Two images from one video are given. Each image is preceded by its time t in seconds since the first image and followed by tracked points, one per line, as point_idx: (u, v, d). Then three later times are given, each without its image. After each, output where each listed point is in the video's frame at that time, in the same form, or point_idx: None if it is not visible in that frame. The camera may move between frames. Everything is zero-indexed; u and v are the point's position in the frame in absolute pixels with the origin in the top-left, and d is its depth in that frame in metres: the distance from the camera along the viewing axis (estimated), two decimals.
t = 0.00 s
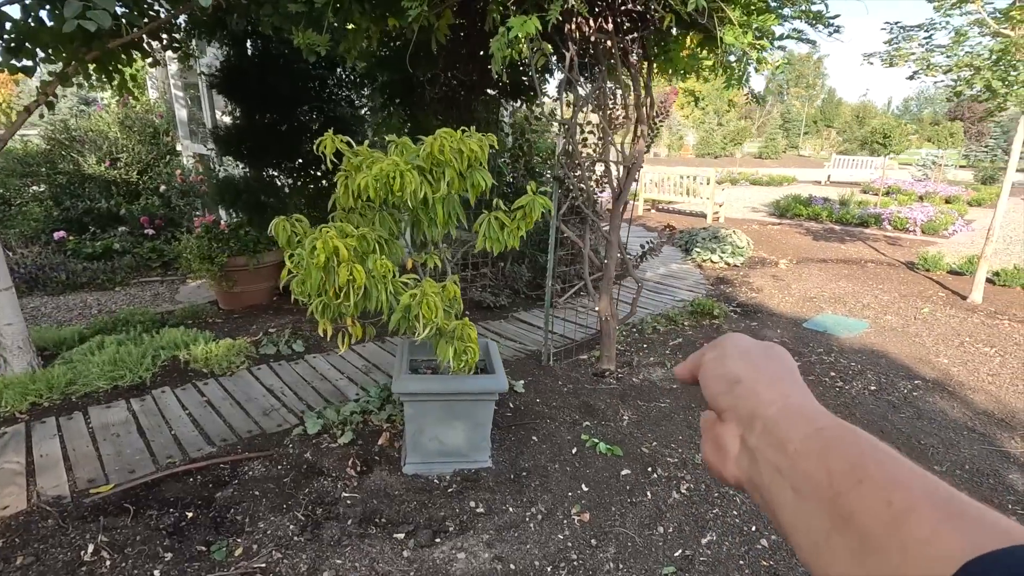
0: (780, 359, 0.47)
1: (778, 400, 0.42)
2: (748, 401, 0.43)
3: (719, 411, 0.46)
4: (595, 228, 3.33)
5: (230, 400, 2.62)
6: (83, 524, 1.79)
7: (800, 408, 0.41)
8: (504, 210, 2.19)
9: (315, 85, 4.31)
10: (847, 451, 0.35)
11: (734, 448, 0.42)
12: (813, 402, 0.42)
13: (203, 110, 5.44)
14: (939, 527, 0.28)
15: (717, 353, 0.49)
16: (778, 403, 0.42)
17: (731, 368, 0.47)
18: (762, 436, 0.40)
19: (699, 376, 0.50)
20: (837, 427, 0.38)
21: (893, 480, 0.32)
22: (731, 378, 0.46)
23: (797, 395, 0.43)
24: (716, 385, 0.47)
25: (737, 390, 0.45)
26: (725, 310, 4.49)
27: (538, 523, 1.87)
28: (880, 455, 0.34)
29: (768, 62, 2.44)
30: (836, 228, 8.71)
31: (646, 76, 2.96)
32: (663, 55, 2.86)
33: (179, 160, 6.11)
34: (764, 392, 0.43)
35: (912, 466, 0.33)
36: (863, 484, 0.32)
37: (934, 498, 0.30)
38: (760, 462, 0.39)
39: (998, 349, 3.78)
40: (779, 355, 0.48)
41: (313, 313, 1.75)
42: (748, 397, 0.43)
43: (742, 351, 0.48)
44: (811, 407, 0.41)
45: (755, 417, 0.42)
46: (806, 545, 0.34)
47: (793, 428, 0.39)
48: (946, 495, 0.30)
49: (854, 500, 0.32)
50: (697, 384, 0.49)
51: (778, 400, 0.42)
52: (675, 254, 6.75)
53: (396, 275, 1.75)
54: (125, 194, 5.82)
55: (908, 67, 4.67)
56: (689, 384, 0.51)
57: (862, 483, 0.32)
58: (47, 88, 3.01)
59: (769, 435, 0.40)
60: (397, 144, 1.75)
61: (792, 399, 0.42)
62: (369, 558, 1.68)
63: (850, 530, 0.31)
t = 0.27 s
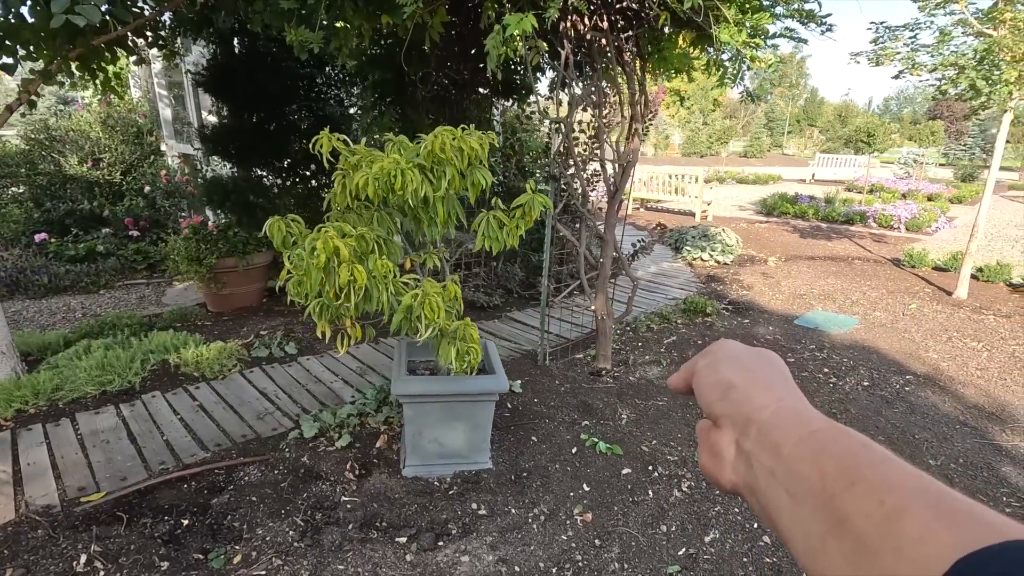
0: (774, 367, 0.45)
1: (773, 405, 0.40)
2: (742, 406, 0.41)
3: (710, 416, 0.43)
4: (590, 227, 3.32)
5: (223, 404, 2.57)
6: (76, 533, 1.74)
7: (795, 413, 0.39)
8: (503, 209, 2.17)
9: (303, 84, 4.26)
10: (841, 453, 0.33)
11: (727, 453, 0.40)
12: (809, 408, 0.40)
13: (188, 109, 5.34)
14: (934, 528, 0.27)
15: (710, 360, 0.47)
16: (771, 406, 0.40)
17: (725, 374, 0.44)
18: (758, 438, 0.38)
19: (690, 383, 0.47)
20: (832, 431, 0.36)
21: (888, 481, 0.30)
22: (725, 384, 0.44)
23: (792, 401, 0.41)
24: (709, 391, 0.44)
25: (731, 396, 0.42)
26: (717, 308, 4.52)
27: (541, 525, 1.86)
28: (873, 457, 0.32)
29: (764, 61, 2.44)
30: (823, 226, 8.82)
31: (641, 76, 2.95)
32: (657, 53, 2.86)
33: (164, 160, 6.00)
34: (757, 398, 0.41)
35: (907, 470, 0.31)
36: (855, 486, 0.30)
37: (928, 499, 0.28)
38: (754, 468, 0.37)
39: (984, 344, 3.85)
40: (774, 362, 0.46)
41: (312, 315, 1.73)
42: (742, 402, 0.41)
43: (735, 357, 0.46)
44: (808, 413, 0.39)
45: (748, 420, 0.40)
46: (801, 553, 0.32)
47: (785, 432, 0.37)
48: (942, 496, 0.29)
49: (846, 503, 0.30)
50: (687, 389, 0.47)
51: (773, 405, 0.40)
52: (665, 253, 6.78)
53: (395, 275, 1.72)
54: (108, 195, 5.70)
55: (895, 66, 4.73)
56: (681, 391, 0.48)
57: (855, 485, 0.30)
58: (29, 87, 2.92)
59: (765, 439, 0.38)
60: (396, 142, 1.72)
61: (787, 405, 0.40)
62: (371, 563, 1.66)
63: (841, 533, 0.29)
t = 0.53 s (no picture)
0: (767, 382, 0.45)
1: (767, 424, 0.40)
2: (736, 423, 0.41)
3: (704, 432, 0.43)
4: (583, 227, 3.32)
5: (213, 409, 2.53)
6: (64, 544, 1.70)
7: (789, 430, 0.39)
8: (497, 209, 2.16)
9: (292, 84, 4.21)
10: (835, 471, 0.33)
11: (723, 471, 0.40)
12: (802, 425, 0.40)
13: (173, 110, 5.26)
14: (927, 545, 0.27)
15: (703, 374, 0.47)
16: (764, 424, 0.40)
17: (718, 390, 0.44)
18: (752, 457, 0.38)
19: (683, 397, 0.47)
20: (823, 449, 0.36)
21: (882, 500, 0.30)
22: (718, 400, 0.44)
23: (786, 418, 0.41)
24: (703, 407, 0.44)
25: (725, 412, 0.43)
26: (708, 307, 4.53)
27: (540, 527, 1.85)
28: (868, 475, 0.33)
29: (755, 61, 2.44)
30: (810, 225, 8.90)
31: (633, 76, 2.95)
32: (649, 53, 2.86)
33: (148, 162, 5.91)
34: (751, 414, 0.41)
35: (899, 487, 0.32)
36: (850, 506, 0.31)
37: (922, 515, 0.29)
38: (749, 486, 0.37)
39: (970, 340, 3.90)
40: (767, 376, 0.46)
41: (306, 318, 1.70)
42: (738, 420, 0.41)
43: (728, 371, 0.46)
44: (801, 429, 0.39)
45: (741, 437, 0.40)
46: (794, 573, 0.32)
47: (779, 451, 0.37)
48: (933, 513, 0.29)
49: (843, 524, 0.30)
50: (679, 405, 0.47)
51: (767, 423, 0.40)
52: (656, 253, 6.81)
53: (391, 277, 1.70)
54: (92, 198, 5.60)
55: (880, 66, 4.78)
56: (674, 407, 0.48)
57: (849, 504, 0.31)
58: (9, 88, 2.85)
59: (759, 458, 0.38)
60: (390, 143, 1.70)
61: (781, 422, 0.40)
62: (369, 569, 1.64)
63: (839, 555, 0.30)
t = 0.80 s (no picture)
0: (754, 392, 0.46)
1: (754, 434, 0.41)
2: (727, 435, 0.41)
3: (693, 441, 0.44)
4: (572, 229, 3.33)
5: (201, 416, 2.49)
6: (48, 557, 1.66)
7: (776, 440, 0.40)
8: (487, 213, 2.16)
9: (278, 87, 4.18)
10: (820, 481, 0.34)
11: (713, 482, 0.40)
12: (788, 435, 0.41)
13: (156, 113, 5.19)
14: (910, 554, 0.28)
15: (691, 386, 0.47)
16: (752, 434, 0.41)
17: (706, 401, 0.45)
18: (741, 466, 0.39)
19: (671, 409, 0.48)
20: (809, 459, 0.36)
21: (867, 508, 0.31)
22: (707, 411, 0.44)
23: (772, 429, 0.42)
24: (691, 418, 0.45)
25: (714, 423, 0.43)
26: (697, 308, 4.57)
27: (533, 530, 1.85)
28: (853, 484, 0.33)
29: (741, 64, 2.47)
30: (795, 225, 9.01)
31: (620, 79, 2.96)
32: (636, 56, 2.88)
33: (131, 166, 5.82)
34: (738, 424, 0.42)
35: (884, 497, 0.32)
36: (836, 515, 0.31)
37: (906, 526, 0.29)
38: (738, 497, 0.38)
39: (953, 338, 3.97)
40: (753, 387, 0.46)
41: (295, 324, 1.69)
42: (726, 431, 0.41)
43: (715, 383, 0.46)
44: (788, 439, 0.40)
45: (730, 448, 0.40)
46: None
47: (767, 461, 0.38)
48: (917, 525, 0.30)
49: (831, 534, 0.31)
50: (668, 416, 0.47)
51: (754, 433, 0.41)
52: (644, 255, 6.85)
53: (381, 281, 1.70)
54: (73, 203, 5.51)
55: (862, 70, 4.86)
56: (663, 418, 0.48)
57: (836, 513, 0.31)
58: None
59: (748, 468, 0.38)
60: (379, 146, 1.69)
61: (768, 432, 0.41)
62: None
63: (824, 563, 0.30)
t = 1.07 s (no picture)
0: (749, 382, 0.46)
1: (751, 423, 0.41)
2: (723, 426, 0.42)
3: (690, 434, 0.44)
4: (561, 231, 3.33)
5: (187, 423, 2.46)
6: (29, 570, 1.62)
7: (772, 429, 0.40)
8: (476, 215, 2.16)
9: (263, 90, 4.14)
10: (816, 468, 0.34)
11: (713, 474, 0.41)
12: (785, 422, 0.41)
13: (139, 116, 5.11)
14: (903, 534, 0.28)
15: (687, 379, 0.47)
16: (747, 423, 0.41)
17: (703, 394, 0.45)
18: (738, 457, 0.39)
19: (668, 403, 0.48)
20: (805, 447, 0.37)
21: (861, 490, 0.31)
22: (704, 404, 0.44)
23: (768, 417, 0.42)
24: (689, 411, 0.45)
25: (710, 415, 0.43)
26: (685, 308, 4.59)
27: (524, 533, 1.84)
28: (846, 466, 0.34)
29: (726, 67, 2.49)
30: (781, 226, 9.10)
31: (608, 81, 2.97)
32: (623, 59, 2.89)
33: (114, 170, 5.73)
34: (735, 414, 0.42)
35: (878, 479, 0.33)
36: (832, 500, 0.31)
37: (900, 506, 0.30)
38: (738, 486, 0.38)
39: (936, 336, 4.03)
40: (748, 377, 0.47)
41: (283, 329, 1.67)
42: (723, 422, 0.42)
43: (709, 375, 0.46)
44: (784, 427, 0.40)
45: (726, 438, 0.41)
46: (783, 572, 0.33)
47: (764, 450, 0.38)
48: (911, 504, 0.30)
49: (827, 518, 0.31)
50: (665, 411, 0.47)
51: (750, 422, 0.41)
52: (632, 256, 6.88)
53: (369, 285, 1.69)
54: (55, 208, 5.41)
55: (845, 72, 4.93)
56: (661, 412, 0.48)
57: (831, 498, 0.31)
58: None
59: (745, 458, 0.38)
60: (367, 150, 1.68)
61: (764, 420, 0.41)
62: None
63: (822, 548, 0.30)
